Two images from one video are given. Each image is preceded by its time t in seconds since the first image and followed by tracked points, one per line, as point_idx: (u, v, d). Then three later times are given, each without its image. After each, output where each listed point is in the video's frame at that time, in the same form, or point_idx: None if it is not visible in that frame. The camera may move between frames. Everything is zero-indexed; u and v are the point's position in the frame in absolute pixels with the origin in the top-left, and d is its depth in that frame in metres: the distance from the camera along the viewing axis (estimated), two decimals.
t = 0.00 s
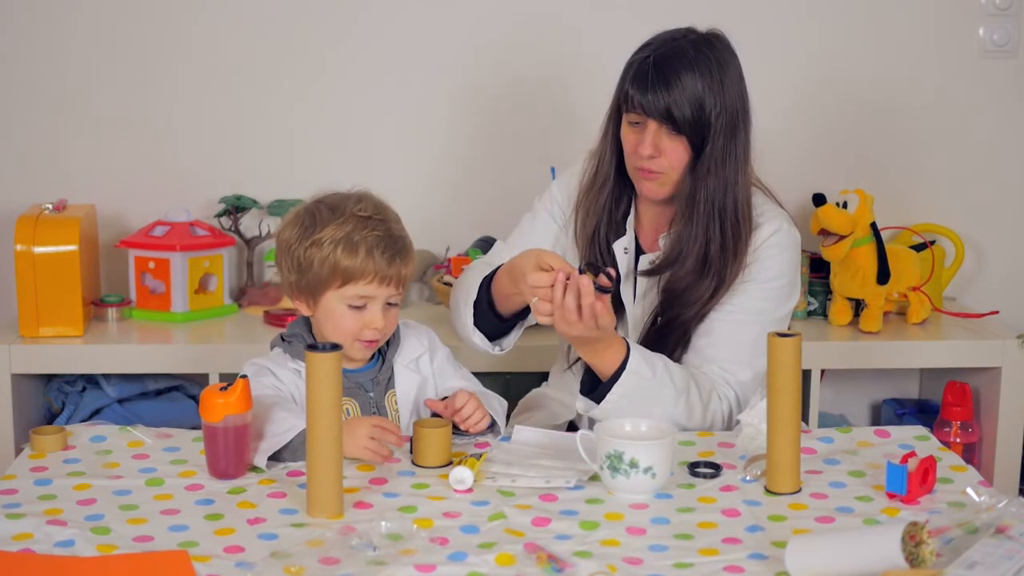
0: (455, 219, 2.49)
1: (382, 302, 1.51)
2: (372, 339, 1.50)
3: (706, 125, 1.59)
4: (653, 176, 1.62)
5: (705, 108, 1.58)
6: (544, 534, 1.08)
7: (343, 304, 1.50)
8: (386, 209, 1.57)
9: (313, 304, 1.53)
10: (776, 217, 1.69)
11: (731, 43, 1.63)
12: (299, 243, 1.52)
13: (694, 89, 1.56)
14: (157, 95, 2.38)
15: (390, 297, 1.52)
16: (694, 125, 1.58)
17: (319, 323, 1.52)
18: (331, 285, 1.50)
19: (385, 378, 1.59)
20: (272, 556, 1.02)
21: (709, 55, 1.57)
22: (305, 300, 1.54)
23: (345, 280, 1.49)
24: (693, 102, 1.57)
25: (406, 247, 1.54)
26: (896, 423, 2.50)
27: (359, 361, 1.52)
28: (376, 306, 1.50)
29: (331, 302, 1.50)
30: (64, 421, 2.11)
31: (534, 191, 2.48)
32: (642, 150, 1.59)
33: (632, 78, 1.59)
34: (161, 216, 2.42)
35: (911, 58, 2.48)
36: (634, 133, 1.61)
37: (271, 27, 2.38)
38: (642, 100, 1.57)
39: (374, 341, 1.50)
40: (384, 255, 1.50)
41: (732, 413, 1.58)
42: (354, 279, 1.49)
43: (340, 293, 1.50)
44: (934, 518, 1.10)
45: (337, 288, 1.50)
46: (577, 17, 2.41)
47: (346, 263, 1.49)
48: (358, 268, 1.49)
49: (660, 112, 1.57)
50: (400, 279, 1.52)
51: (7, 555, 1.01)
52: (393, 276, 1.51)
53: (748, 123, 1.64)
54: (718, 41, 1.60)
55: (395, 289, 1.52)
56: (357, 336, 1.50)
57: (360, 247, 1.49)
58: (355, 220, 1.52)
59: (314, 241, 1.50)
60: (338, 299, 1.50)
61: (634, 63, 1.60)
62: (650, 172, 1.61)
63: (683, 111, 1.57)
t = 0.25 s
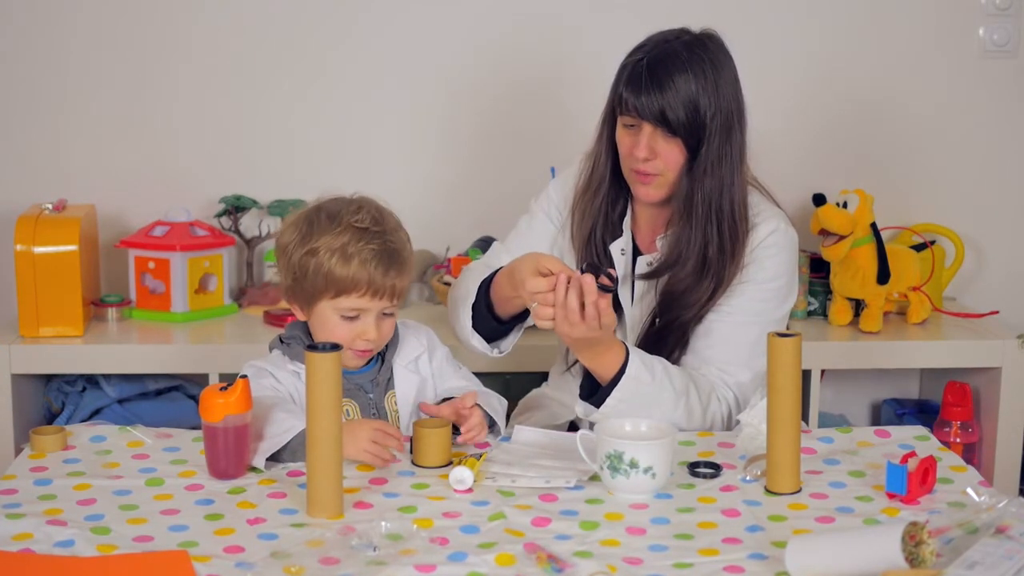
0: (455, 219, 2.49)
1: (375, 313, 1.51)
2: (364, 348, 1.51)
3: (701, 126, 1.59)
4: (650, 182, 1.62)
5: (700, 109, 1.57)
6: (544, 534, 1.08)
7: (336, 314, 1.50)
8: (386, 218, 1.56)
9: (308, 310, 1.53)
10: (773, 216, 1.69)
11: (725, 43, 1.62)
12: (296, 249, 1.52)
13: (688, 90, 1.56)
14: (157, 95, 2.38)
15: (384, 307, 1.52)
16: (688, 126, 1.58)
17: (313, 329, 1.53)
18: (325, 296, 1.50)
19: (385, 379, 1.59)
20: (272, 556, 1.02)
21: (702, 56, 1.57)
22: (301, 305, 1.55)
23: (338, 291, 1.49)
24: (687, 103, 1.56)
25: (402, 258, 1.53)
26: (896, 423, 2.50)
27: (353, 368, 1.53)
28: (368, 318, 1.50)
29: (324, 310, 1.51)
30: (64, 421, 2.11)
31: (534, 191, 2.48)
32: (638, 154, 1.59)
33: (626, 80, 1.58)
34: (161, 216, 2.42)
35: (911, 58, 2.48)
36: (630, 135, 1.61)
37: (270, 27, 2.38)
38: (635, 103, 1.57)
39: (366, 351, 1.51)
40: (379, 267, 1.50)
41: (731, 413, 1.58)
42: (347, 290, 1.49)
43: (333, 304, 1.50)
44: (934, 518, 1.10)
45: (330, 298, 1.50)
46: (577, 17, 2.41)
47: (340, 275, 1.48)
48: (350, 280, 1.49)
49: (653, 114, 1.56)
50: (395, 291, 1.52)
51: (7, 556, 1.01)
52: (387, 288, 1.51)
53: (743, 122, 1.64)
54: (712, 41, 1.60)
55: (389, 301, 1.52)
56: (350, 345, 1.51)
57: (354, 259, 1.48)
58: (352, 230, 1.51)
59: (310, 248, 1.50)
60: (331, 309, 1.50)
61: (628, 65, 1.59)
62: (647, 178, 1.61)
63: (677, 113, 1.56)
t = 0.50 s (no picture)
0: (455, 219, 2.49)
1: (370, 311, 1.51)
2: (359, 348, 1.50)
3: (698, 126, 1.59)
4: (648, 183, 1.62)
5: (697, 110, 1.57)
6: (544, 534, 1.08)
7: (331, 312, 1.50)
8: (380, 216, 1.56)
9: (303, 309, 1.53)
10: (772, 217, 1.69)
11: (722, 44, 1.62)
12: (291, 247, 1.52)
13: (685, 91, 1.56)
14: (157, 95, 2.38)
15: (379, 305, 1.52)
16: (686, 127, 1.58)
17: (309, 328, 1.53)
18: (319, 294, 1.50)
19: (383, 377, 1.59)
20: (272, 556, 1.02)
21: (699, 57, 1.57)
22: (296, 304, 1.55)
23: (332, 289, 1.49)
24: (684, 104, 1.56)
25: (397, 256, 1.53)
26: (896, 423, 2.50)
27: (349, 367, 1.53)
28: (363, 316, 1.50)
29: (320, 309, 1.51)
30: (64, 421, 2.11)
31: (534, 191, 2.48)
32: (635, 154, 1.59)
33: (623, 82, 1.58)
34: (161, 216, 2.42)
35: (911, 57, 2.48)
36: (627, 137, 1.61)
37: (270, 27, 2.38)
38: (632, 104, 1.57)
39: (361, 351, 1.51)
40: (373, 264, 1.49)
41: (731, 413, 1.58)
42: (341, 288, 1.49)
43: (327, 302, 1.50)
44: (934, 518, 1.10)
45: (325, 296, 1.50)
46: (577, 17, 2.41)
47: (334, 272, 1.48)
48: (344, 278, 1.48)
49: (651, 115, 1.56)
50: (389, 288, 1.52)
51: (7, 556, 1.01)
52: (382, 286, 1.50)
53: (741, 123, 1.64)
54: (708, 42, 1.60)
55: (384, 299, 1.52)
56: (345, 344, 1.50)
57: (348, 257, 1.48)
58: (346, 228, 1.51)
59: (305, 247, 1.50)
60: (326, 307, 1.50)
61: (625, 66, 1.59)
62: (644, 179, 1.62)
63: (674, 115, 1.56)
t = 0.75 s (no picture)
0: (455, 219, 2.49)
1: (378, 307, 1.51)
2: (369, 344, 1.50)
3: (700, 128, 1.59)
4: (650, 184, 1.62)
5: (698, 112, 1.57)
6: (545, 534, 1.08)
7: (339, 310, 1.50)
8: (383, 212, 1.57)
9: (311, 309, 1.53)
10: (773, 218, 1.69)
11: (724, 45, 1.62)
12: (296, 248, 1.52)
13: (686, 92, 1.56)
14: (157, 95, 2.38)
15: (387, 301, 1.52)
16: (687, 128, 1.58)
17: (318, 327, 1.53)
18: (326, 292, 1.50)
19: (387, 375, 1.59)
20: (272, 556, 1.02)
21: (701, 58, 1.57)
22: (303, 303, 1.55)
23: (340, 287, 1.49)
24: (686, 105, 1.56)
25: (403, 251, 1.53)
26: (896, 423, 2.50)
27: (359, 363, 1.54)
28: (372, 311, 1.50)
29: (328, 307, 1.50)
30: (64, 421, 2.11)
31: (534, 191, 2.48)
32: (638, 156, 1.59)
33: (624, 83, 1.58)
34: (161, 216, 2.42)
35: (911, 57, 2.48)
36: (628, 138, 1.61)
37: (270, 27, 2.38)
38: (634, 105, 1.57)
39: (371, 347, 1.51)
40: (379, 261, 1.49)
41: (730, 413, 1.58)
42: (349, 286, 1.49)
43: (335, 300, 1.50)
44: (934, 518, 1.10)
45: (333, 294, 1.50)
46: (576, 17, 2.41)
47: (340, 270, 1.48)
48: (352, 275, 1.48)
49: (653, 117, 1.56)
50: (397, 283, 1.52)
51: (7, 556, 1.01)
52: (390, 281, 1.50)
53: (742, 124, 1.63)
54: (710, 42, 1.60)
55: (391, 293, 1.52)
56: (355, 341, 1.51)
57: (354, 254, 1.48)
58: (350, 226, 1.51)
59: (310, 247, 1.50)
60: (334, 305, 1.50)
61: (626, 68, 1.59)
62: (647, 180, 1.61)
63: (675, 116, 1.56)
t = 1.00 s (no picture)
0: (455, 219, 2.49)
1: (379, 307, 1.51)
2: (369, 344, 1.50)
3: (698, 128, 1.59)
4: (649, 186, 1.62)
5: (696, 112, 1.57)
6: (545, 534, 1.08)
7: (341, 309, 1.50)
8: (389, 213, 1.57)
9: (313, 307, 1.53)
10: (772, 217, 1.69)
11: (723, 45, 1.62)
12: (299, 245, 1.52)
13: (684, 92, 1.56)
14: (157, 95, 2.38)
15: (389, 302, 1.52)
16: (686, 128, 1.58)
17: (318, 326, 1.53)
18: (329, 290, 1.50)
19: (381, 376, 1.59)
20: (272, 556, 1.02)
21: (699, 58, 1.57)
22: (304, 301, 1.55)
23: (342, 286, 1.49)
24: (684, 105, 1.56)
25: (406, 253, 1.53)
26: (896, 423, 2.50)
27: (357, 362, 1.53)
28: (373, 312, 1.50)
29: (329, 306, 1.50)
30: (64, 421, 2.11)
31: (534, 191, 2.48)
32: (637, 156, 1.59)
33: (623, 84, 1.58)
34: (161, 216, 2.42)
35: (911, 57, 2.48)
36: (627, 138, 1.61)
37: (270, 27, 2.38)
38: (632, 105, 1.57)
39: (370, 347, 1.51)
40: (383, 261, 1.49)
41: (730, 413, 1.58)
42: (352, 284, 1.49)
43: (337, 298, 1.50)
44: (933, 518, 1.10)
45: (336, 293, 1.50)
46: (577, 17, 2.41)
47: (343, 269, 1.48)
48: (354, 274, 1.48)
49: (651, 117, 1.56)
50: (399, 284, 1.51)
51: (7, 556, 1.01)
52: (392, 282, 1.50)
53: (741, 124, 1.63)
54: (708, 42, 1.59)
55: (393, 296, 1.52)
56: (355, 341, 1.50)
57: (357, 253, 1.48)
58: (355, 225, 1.51)
59: (313, 244, 1.50)
60: (335, 303, 1.50)
61: (625, 68, 1.59)
62: (646, 182, 1.62)
63: (674, 116, 1.56)
